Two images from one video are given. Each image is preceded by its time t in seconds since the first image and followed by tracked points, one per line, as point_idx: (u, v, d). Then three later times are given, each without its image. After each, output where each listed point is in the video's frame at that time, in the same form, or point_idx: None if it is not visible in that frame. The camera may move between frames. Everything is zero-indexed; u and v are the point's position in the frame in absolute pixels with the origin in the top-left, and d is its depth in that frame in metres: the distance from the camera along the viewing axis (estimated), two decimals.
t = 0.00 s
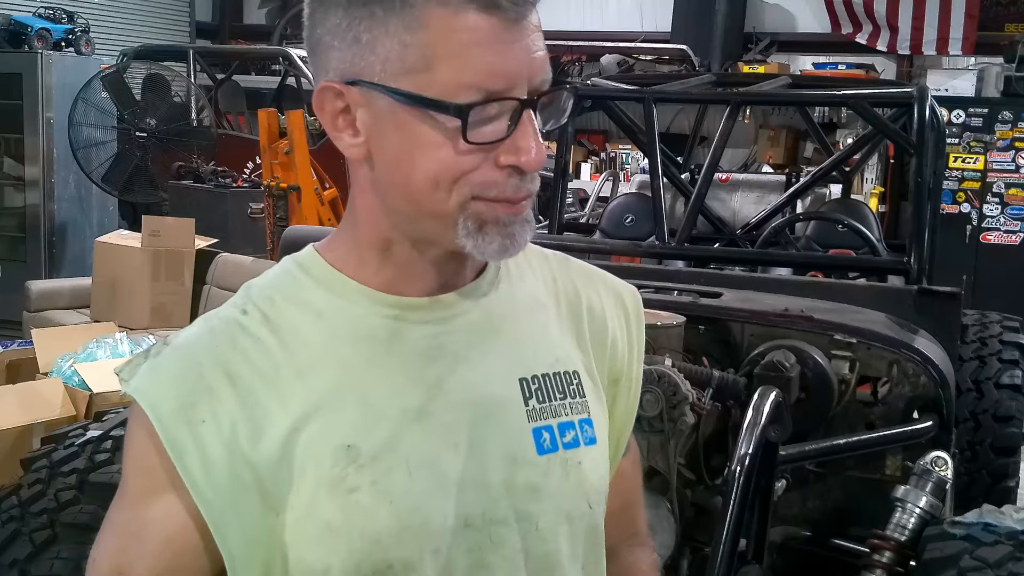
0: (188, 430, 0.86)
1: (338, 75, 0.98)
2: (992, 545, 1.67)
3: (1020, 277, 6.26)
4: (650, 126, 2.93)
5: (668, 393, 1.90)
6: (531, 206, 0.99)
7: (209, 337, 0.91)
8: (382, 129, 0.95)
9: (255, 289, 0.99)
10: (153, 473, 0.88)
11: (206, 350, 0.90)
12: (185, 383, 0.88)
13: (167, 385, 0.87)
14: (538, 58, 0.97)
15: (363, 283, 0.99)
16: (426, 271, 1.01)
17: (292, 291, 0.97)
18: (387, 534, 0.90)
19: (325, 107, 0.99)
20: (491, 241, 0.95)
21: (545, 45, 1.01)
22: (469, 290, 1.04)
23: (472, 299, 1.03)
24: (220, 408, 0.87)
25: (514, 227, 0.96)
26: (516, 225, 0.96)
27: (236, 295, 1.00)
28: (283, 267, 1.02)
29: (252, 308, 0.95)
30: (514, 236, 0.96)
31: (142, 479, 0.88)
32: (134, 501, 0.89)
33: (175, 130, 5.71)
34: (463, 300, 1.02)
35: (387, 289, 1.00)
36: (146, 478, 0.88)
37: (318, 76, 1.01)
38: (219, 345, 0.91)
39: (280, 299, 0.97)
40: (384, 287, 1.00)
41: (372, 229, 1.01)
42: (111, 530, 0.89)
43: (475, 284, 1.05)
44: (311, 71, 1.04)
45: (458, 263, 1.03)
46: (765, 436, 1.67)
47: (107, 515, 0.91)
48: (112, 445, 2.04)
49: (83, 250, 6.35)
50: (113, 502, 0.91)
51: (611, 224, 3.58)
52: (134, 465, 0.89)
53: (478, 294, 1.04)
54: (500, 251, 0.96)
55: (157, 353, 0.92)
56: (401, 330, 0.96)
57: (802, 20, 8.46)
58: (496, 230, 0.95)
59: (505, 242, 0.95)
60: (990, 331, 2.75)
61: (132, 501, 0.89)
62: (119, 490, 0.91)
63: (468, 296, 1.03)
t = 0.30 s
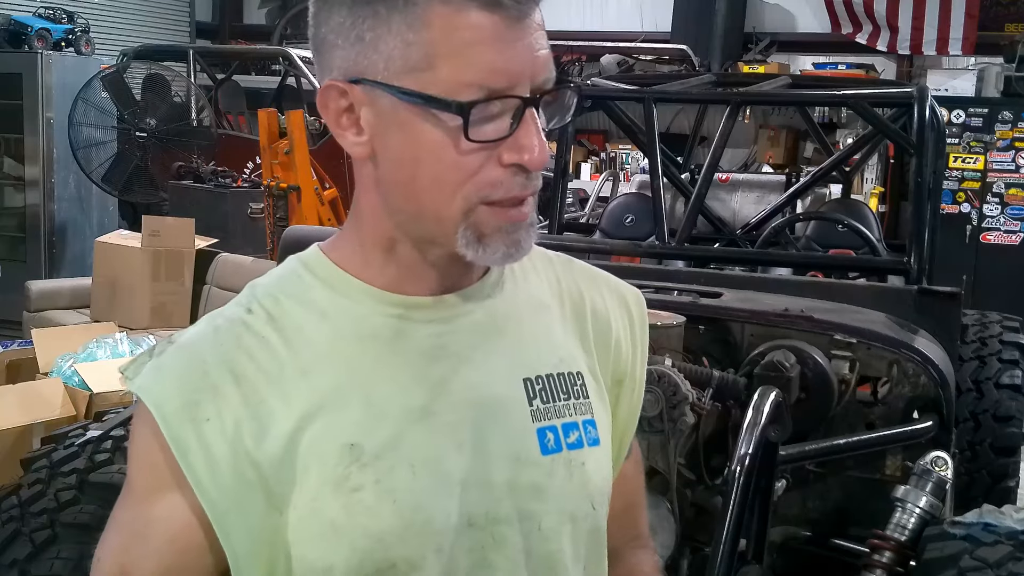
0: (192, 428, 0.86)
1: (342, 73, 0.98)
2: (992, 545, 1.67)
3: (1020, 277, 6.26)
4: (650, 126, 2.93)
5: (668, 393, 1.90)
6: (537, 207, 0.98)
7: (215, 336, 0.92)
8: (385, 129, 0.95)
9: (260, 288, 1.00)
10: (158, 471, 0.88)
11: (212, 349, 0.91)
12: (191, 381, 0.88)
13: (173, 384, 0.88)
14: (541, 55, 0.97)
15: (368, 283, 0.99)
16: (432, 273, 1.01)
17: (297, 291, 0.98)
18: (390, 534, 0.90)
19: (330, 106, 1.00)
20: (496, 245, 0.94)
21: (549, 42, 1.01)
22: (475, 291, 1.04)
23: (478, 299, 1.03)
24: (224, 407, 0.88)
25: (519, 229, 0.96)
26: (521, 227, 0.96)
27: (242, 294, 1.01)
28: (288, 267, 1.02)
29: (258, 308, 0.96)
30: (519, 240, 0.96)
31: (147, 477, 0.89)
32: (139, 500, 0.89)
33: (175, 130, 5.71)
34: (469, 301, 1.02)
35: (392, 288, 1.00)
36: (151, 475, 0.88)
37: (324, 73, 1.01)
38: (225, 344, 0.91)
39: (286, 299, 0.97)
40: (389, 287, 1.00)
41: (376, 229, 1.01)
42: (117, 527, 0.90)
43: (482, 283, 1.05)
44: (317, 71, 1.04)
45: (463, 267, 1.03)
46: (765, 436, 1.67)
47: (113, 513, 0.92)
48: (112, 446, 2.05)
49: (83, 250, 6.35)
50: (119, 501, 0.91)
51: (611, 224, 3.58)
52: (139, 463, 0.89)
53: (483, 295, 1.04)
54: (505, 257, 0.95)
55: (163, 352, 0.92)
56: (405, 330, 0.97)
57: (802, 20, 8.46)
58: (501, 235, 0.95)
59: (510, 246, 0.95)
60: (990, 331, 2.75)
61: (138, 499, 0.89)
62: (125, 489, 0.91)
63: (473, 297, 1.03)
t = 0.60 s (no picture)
0: (196, 424, 0.86)
1: (348, 67, 0.99)
2: (992, 545, 1.67)
3: (1019, 277, 6.27)
4: (650, 126, 2.93)
5: (668, 393, 1.89)
6: (535, 213, 0.98)
7: (220, 334, 0.92)
8: (385, 125, 0.96)
9: (265, 286, 1.00)
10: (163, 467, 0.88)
11: (216, 346, 0.91)
12: (195, 379, 0.88)
13: (177, 381, 0.88)
14: (544, 60, 0.95)
15: (374, 282, 0.99)
16: (438, 276, 1.00)
17: (302, 290, 0.98)
18: (393, 534, 0.90)
19: (335, 100, 1.00)
20: (489, 249, 0.94)
21: (556, 45, 1.00)
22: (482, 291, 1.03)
23: (484, 300, 1.03)
24: (228, 404, 0.88)
25: (514, 235, 0.95)
26: (516, 234, 0.95)
27: (247, 292, 1.01)
28: (293, 266, 1.02)
29: (263, 306, 0.96)
30: (514, 245, 0.95)
31: (153, 474, 0.89)
32: (144, 498, 0.89)
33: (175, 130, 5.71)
34: (476, 303, 1.02)
35: (395, 288, 0.99)
36: (156, 472, 0.89)
37: (331, 67, 1.02)
38: (229, 342, 0.92)
39: (291, 298, 0.98)
40: (395, 287, 1.00)
41: (379, 228, 1.01)
42: (123, 524, 0.90)
43: (487, 285, 1.04)
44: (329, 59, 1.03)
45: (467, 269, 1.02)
46: (765, 436, 1.67)
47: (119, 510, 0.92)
48: (112, 446, 2.05)
49: (83, 250, 6.35)
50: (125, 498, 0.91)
51: (611, 224, 3.58)
52: (144, 459, 0.89)
53: (489, 296, 1.04)
54: (498, 261, 0.95)
55: (167, 350, 0.92)
56: (410, 329, 0.97)
57: (802, 20, 8.45)
58: (495, 240, 0.94)
59: (503, 251, 0.95)
60: (990, 331, 2.74)
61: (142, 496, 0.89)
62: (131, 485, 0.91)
63: (478, 299, 1.02)
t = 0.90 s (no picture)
0: (196, 421, 0.87)
1: (339, 58, 1.01)
2: (992, 545, 1.66)
3: (1019, 277, 6.27)
4: (650, 125, 2.92)
5: (668, 393, 1.88)
6: (512, 204, 0.97)
7: (222, 333, 0.93)
8: (367, 115, 0.98)
9: (270, 286, 1.01)
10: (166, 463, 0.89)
11: (219, 345, 0.92)
12: (197, 377, 0.89)
13: (179, 379, 0.89)
14: (520, 47, 0.95)
15: (376, 281, 1.00)
16: (437, 275, 0.99)
17: (306, 289, 0.99)
18: (392, 533, 0.90)
19: (327, 91, 1.03)
20: (461, 236, 0.94)
21: (537, 31, 0.99)
22: (484, 293, 1.03)
23: (488, 300, 1.03)
24: (228, 403, 0.89)
25: (486, 224, 0.95)
26: (489, 222, 0.95)
27: (253, 292, 1.02)
28: (299, 266, 1.03)
29: (267, 305, 0.97)
30: (487, 233, 0.95)
31: (155, 470, 0.89)
32: (147, 494, 0.90)
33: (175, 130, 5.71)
34: (481, 301, 1.02)
35: (399, 288, 0.99)
36: (157, 468, 0.89)
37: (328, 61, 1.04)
38: (231, 341, 0.93)
39: (295, 298, 0.98)
40: (399, 288, 1.00)
41: (376, 224, 1.01)
42: (129, 521, 0.91)
43: (488, 288, 1.03)
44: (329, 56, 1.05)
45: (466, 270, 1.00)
46: (765, 436, 1.67)
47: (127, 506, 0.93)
48: (113, 446, 2.05)
49: (83, 250, 6.35)
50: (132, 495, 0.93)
51: (611, 224, 3.58)
52: (147, 456, 0.90)
53: (492, 298, 1.03)
54: (469, 249, 0.95)
55: (171, 348, 0.93)
56: (411, 330, 0.97)
57: (802, 20, 8.46)
58: (465, 227, 0.94)
59: (474, 238, 0.94)
60: (990, 331, 2.75)
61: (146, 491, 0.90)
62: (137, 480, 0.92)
63: (480, 300, 1.02)
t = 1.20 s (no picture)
0: (197, 417, 0.88)
1: (336, 57, 1.03)
2: (992, 545, 1.67)
3: (1019, 277, 6.27)
4: (650, 125, 2.92)
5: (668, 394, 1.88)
6: (502, 196, 0.96)
7: (227, 331, 0.94)
8: (361, 111, 0.99)
9: (278, 284, 1.02)
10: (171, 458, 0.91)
11: (223, 342, 0.93)
12: (199, 373, 0.91)
13: (182, 376, 0.90)
14: (503, 35, 0.96)
15: (376, 281, 1.00)
16: (436, 274, 0.99)
17: (310, 288, 0.99)
18: (385, 534, 0.90)
19: (327, 90, 1.05)
20: (446, 228, 0.94)
21: (526, 22, 1.00)
22: (485, 295, 1.01)
23: (490, 300, 1.01)
24: (228, 400, 0.90)
25: (472, 215, 0.94)
26: (475, 213, 0.94)
27: (262, 289, 1.03)
28: (307, 264, 1.04)
29: (272, 304, 0.98)
30: (473, 224, 0.94)
31: (161, 464, 0.92)
32: (153, 488, 0.93)
33: (175, 130, 5.71)
34: (484, 301, 1.01)
35: (401, 289, 0.99)
36: (162, 463, 0.92)
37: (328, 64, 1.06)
38: (235, 338, 0.94)
39: (300, 297, 0.99)
40: (401, 288, 1.00)
41: (375, 222, 1.01)
42: (138, 515, 0.94)
43: (490, 289, 1.02)
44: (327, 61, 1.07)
45: (467, 270, 1.00)
46: (765, 436, 1.66)
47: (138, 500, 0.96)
48: (112, 446, 2.05)
49: (83, 250, 6.35)
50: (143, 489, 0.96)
51: (611, 224, 3.58)
52: (155, 452, 0.93)
53: (495, 299, 1.02)
54: (456, 242, 0.94)
55: (178, 344, 0.95)
56: (412, 329, 0.96)
57: (802, 19, 8.45)
58: (450, 218, 0.94)
59: (460, 231, 0.94)
60: (990, 331, 2.74)
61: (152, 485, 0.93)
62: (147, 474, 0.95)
63: (482, 301, 1.01)
